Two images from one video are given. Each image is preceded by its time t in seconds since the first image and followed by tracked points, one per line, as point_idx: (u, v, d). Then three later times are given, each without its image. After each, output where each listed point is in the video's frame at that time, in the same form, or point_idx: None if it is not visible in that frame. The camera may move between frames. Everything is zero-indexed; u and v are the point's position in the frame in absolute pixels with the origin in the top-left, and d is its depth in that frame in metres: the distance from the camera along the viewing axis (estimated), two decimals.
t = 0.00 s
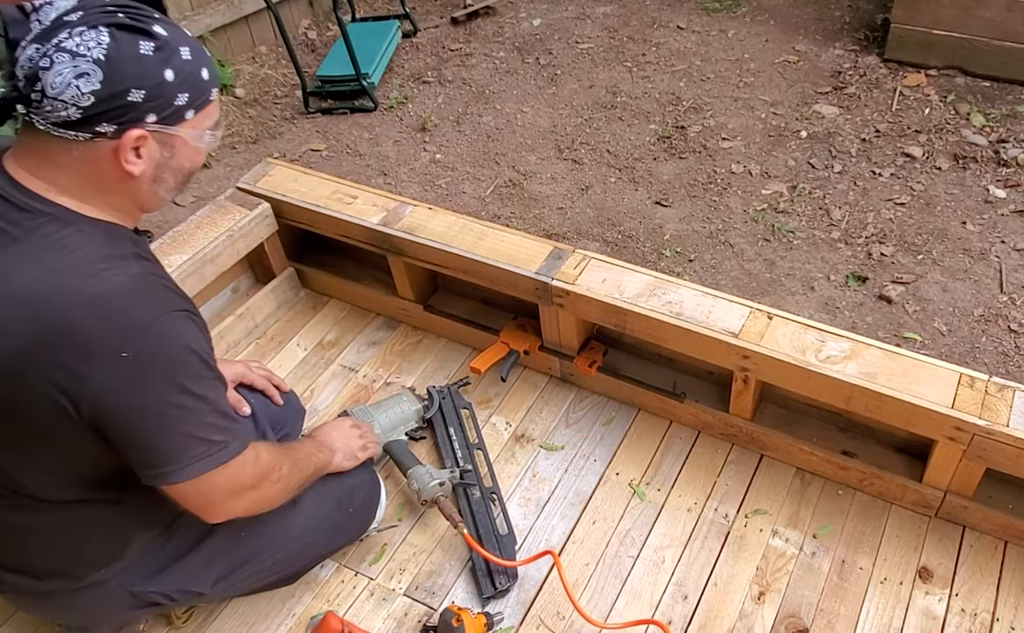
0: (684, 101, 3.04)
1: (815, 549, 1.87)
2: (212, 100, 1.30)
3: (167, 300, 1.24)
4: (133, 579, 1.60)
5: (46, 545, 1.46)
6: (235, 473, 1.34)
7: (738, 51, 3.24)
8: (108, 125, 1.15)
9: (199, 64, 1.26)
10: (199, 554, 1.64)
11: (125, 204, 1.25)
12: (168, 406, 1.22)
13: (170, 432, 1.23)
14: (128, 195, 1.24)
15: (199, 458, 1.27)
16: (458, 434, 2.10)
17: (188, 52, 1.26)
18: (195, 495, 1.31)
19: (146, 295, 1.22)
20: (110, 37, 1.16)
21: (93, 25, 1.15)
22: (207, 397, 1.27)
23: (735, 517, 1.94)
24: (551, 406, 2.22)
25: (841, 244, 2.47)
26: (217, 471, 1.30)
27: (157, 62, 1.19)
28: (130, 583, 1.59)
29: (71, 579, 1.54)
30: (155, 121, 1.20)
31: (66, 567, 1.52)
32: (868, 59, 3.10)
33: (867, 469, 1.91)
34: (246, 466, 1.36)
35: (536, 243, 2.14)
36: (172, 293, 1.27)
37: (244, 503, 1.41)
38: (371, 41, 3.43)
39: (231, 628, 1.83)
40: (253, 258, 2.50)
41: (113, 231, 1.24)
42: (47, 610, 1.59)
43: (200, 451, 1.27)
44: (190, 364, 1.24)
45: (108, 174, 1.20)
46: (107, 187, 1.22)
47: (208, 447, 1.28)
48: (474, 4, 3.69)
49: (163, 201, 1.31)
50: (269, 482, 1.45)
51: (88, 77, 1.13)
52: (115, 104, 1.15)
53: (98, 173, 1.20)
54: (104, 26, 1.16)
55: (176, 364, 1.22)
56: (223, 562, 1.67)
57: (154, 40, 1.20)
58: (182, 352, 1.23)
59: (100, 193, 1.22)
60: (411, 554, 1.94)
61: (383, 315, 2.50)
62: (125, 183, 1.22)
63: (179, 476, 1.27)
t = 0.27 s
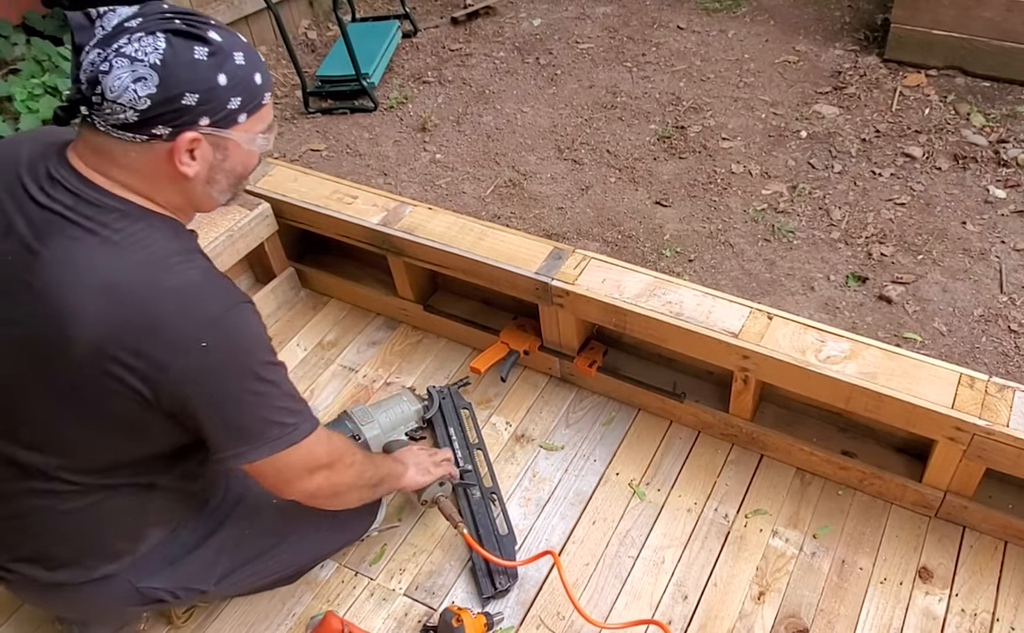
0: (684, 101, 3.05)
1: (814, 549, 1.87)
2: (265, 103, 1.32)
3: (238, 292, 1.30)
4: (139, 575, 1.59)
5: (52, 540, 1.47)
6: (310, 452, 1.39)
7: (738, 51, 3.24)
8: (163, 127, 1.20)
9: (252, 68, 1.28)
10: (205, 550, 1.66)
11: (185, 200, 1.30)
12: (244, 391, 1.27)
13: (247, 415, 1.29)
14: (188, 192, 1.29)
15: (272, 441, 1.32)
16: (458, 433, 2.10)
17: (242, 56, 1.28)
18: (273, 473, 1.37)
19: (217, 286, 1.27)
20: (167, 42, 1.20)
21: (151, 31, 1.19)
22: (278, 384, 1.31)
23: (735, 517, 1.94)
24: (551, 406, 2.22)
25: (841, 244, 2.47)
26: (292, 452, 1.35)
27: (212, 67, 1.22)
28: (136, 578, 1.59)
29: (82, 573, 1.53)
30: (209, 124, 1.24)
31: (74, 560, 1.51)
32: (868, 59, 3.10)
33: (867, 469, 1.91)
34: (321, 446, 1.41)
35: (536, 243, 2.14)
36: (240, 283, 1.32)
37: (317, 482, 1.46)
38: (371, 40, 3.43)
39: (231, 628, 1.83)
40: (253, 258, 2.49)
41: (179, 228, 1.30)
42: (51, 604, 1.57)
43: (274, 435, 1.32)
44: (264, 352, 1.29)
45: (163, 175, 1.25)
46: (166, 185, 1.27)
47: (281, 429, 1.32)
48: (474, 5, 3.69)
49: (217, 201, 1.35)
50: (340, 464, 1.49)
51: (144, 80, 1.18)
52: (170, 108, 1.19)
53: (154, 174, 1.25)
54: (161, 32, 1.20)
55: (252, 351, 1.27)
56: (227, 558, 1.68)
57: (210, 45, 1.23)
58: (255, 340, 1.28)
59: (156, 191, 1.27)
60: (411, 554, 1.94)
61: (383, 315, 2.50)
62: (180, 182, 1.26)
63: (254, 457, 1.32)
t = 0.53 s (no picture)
0: (684, 101, 3.04)
1: (814, 549, 1.87)
2: (288, 94, 1.32)
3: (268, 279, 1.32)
4: (148, 571, 1.58)
5: (58, 536, 1.46)
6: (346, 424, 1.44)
7: (738, 51, 3.24)
8: (186, 115, 1.20)
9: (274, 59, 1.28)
10: (211, 547, 1.65)
11: (207, 192, 1.29)
12: (281, 375, 1.30)
13: (288, 398, 1.32)
14: (211, 183, 1.29)
15: (312, 418, 1.36)
16: (458, 434, 2.09)
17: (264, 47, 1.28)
18: (311, 449, 1.42)
19: (249, 274, 1.29)
20: (191, 31, 1.20)
21: (175, 20, 1.20)
22: (312, 364, 1.35)
23: (735, 517, 1.94)
24: (551, 406, 2.22)
25: (841, 244, 2.47)
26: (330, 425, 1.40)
27: (235, 56, 1.22)
28: (145, 574, 1.57)
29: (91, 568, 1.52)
30: (231, 113, 1.24)
31: (82, 556, 1.50)
32: (868, 59, 3.10)
33: (867, 469, 1.91)
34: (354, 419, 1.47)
35: (536, 243, 2.14)
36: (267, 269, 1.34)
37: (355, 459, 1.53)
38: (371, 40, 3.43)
39: (231, 628, 1.83)
40: (253, 257, 2.49)
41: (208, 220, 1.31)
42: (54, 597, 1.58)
43: (314, 413, 1.36)
44: (298, 335, 1.32)
45: (186, 165, 1.25)
46: (190, 175, 1.26)
47: (321, 406, 1.36)
48: (474, 4, 3.69)
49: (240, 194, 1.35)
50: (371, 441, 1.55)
51: (168, 68, 1.18)
52: (193, 95, 1.19)
53: (178, 164, 1.25)
54: (185, 21, 1.20)
55: (288, 336, 1.30)
56: (231, 555, 1.68)
57: (233, 34, 1.23)
58: (289, 325, 1.31)
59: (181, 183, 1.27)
60: (411, 554, 1.94)
61: (383, 315, 2.50)
62: (202, 170, 1.26)
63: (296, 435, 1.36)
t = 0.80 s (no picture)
0: (684, 101, 3.04)
1: (815, 549, 1.87)
2: (236, 92, 1.26)
3: (224, 277, 1.28)
4: (147, 572, 1.57)
5: (54, 540, 1.46)
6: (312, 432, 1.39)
7: (738, 51, 3.24)
8: (123, 113, 1.14)
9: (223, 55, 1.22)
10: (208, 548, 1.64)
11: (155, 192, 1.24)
12: (240, 375, 1.26)
13: (248, 399, 1.28)
14: (158, 184, 1.23)
15: (271, 422, 1.32)
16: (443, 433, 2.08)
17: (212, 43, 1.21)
18: (281, 458, 1.38)
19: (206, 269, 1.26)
20: (129, 24, 1.14)
21: (113, 13, 1.13)
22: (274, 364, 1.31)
23: (735, 517, 1.94)
24: (551, 407, 2.22)
25: (841, 244, 2.47)
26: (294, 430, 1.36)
27: (176, 52, 1.16)
28: (144, 575, 1.56)
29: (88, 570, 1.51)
30: (173, 111, 1.18)
31: (79, 560, 1.50)
32: (868, 59, 3.10)
33: (867, 469, 1.91)
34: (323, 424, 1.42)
35: (536, 243, 2.14)
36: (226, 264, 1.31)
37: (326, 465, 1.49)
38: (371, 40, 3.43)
39: (231, 628, 1.83)
40: (253, 256, 2.49)
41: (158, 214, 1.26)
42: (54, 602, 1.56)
43: (275, 417, 1.32)
44: (254, 335, 1.28)
45: (129, 165, 1.20)
46: (132, 173, 1.21)
47: (283, 410, 1.32)
48: (474, 4, 3.69)
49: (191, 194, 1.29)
50: (342, 446, 1.50)
51: (104, 64, 1.12)
52: (130, 92, 1.13)
53: (120, 162, 1.20)
54: (124, 14, 1.14)
55: (244, 334, 1.27)
56: (231, 556, 1.67)
57: (175, 29, 1.17)
58: (246, 322, 1.27)
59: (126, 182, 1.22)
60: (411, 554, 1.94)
61: (383, 315, 2.50)
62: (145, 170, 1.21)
63: (261, 437, 1.33)
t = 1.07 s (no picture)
0: (684, 101, 3.05)
1: (814, 549, 1.87)
2: (137, 101, 1.21)
3: (108, 311, 1.20)
4: (129, 583, 1.59)
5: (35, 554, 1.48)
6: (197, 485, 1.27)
7: (738, 52, 3.24)
8: (9, 129, 1.08)
9: (117, 64, 1.16)
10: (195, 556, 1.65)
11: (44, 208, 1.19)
12: (119, 413, 1.18)
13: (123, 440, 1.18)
14: (47, 199, 1.18)
15: (145, 472, 1.21)
16: (409, 441, 2.00)
17: (104, 51, 1.16)
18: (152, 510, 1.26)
19: (90, 296, 1.18)
20: (9, 37, 1.08)
21: None
22: (162, 404, 1.22)
23: (735, 517, 1.94)
24: (551, 407, 2.22)
25: (841, 244, 2.47)
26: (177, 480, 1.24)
27: (61, 64, 1.11)
28: (127, 586, 1.59)
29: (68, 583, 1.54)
30: (62, 125, 1.12)
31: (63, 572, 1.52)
32: (868, 59, 3.10)
33: (867, 469, 1.91)
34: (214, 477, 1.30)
35: (536, 243, 2.14)
36: (119, 293, 1.24)
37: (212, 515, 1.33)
38: (370, 40, 3.43)
39: (231, 628, 1.83)
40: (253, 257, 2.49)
41: (53, 231, 1.21)
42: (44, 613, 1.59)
43: (151, 467, 1.22)
44: (138, 376, 1.19)
45: (23, 183, 1.15)
46: (14, 188, 1.15)
47: (157, 461, 1.22)
48: (474, 4, 3.69)
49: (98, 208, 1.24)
50: (237, 499, 1.37)
51: None
52: (14, 107, 1.07)
53: (13, 180, 1.14)
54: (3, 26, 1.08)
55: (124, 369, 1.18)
56: (220, 562, 1.67)
57: (59, 39, 1.11)
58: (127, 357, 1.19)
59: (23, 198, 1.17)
60: (411, 554, 1.94)
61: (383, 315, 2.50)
62: (31, 187, 1.15)
63: (136, 489, 1.21)
